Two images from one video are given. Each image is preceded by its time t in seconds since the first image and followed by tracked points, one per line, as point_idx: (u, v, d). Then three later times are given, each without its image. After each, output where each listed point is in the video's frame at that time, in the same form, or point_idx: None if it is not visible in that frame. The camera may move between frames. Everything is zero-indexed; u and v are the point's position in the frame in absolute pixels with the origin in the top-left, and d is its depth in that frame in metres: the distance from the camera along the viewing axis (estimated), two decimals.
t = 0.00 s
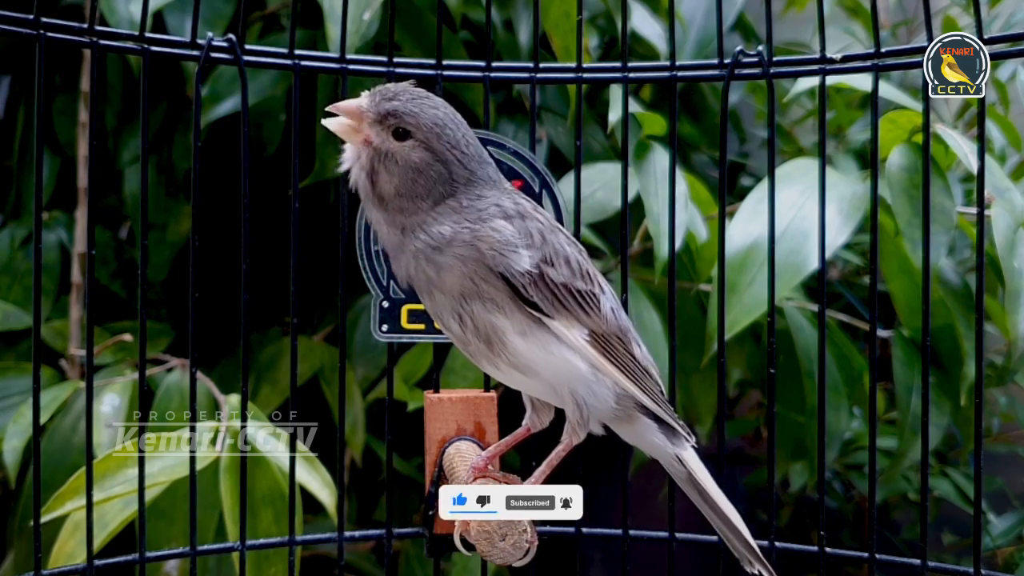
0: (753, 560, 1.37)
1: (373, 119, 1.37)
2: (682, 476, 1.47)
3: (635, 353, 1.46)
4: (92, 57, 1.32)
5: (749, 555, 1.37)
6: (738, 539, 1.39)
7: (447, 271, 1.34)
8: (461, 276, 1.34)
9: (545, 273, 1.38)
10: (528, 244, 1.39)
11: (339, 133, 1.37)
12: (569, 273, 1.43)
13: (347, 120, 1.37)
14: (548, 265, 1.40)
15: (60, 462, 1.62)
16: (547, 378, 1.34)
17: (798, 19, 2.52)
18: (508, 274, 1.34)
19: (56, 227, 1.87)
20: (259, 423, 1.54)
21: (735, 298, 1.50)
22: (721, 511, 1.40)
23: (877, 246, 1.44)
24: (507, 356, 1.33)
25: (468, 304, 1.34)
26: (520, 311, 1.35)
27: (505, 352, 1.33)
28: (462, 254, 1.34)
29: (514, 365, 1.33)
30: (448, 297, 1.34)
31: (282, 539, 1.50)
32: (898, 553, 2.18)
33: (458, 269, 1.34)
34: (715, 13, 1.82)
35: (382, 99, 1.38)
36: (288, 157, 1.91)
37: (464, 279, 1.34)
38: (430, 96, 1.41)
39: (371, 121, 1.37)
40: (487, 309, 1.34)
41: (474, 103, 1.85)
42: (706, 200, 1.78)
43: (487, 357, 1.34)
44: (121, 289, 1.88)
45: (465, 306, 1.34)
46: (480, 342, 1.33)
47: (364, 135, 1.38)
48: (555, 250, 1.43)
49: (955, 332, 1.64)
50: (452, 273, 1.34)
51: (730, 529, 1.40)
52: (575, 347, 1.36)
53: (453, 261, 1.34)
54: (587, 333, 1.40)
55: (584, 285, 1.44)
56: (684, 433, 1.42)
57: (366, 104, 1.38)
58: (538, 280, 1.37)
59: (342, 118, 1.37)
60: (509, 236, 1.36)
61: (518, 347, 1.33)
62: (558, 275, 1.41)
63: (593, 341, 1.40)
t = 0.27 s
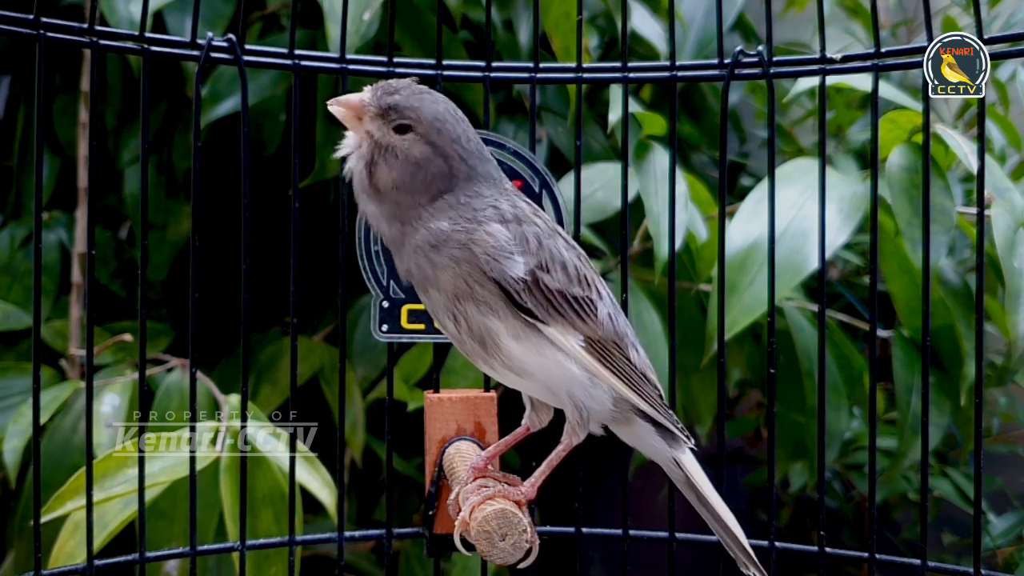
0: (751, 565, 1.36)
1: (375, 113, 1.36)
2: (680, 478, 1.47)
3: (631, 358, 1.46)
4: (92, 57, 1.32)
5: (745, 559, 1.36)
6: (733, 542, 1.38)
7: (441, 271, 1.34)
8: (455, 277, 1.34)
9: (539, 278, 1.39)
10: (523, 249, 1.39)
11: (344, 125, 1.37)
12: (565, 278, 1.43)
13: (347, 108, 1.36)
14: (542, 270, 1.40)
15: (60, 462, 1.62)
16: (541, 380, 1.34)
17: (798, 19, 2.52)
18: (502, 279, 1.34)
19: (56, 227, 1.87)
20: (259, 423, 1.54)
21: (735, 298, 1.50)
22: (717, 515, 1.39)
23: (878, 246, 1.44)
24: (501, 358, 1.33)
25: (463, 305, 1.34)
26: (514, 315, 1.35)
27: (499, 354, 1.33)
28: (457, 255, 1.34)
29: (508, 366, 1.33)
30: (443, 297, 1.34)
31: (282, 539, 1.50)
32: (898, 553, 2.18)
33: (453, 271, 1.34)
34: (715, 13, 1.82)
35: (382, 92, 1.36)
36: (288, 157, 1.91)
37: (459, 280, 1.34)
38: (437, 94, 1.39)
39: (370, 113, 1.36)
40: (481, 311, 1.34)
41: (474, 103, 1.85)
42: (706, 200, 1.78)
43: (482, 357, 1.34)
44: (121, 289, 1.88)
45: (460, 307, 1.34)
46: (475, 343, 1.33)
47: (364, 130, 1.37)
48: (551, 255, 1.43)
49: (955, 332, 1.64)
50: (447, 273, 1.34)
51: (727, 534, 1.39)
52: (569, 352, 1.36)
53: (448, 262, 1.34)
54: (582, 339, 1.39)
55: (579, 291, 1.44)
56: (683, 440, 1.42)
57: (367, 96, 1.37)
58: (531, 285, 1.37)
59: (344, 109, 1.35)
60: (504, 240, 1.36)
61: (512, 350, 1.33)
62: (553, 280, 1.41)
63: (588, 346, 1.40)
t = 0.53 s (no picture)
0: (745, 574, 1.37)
1: (379, 95, 1.47)
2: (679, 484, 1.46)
3: (628, 358, 1.44)
4: (92, 57, 1.32)
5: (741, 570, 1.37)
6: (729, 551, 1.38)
7: (432, 261, 1.35)
8: (445, 267, 1.34)
9: (532, 270, 1.38)
10: (516, 241, 1.38)
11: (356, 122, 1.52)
12: (560, 272, 1.42)
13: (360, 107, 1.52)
14: (536, 263, 1.39)
15: (60, 462, 1.62)
16: (535, 377, 1.33)
17: (798, 19, 2.52)
18: (492, 269, 1.34)
19: (56, 227, 1.87)
20: (259, 423, 1.54)
21: (735, 298, 1.50)
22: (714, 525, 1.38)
23: (878, 246, 1.44)
24: (492, 351, 1.33)
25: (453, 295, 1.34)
26: (505, 308, 1.34)
27: (490, 346, 1.33)
28: (448, 245, 1.35)
29: (500, 359, 1.33)
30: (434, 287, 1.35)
31: (282, 539, 1.50)
32: (898, 553, 2.18)
33: (443, 261, 1.35)
34: (715, 13, 1.82)
35: (384, 83, 1.47)
36: (288, 157, 1.91)
37: (449, 270, 1.34)
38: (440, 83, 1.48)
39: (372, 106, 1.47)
40: (471, 301, 1.33)
41: (474, 103, 1.85)
42: (706, 200, 1.78)
43: (475, 349, 1.34)
44: (121, 289, 1.88)
45: (450, 297, 1.34)
46: (466, 335, 1.34)
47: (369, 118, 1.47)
48: (546, 249, 1.42)
49: (955, 332, 1.64)
50: (438, 263, 1.35)
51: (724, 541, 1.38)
52: (562, 346, 1.34)
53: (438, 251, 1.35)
54: (576, 334, 1.38)
55: (574, 286, 1.43)
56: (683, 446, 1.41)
57: (371, 88, 1.48)
58: (523, 277, 1.36)
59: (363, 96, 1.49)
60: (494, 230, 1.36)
61: (502, 343, 1.32)
62: (548, 273, 1.40)
63: (583, 342, 1.38)
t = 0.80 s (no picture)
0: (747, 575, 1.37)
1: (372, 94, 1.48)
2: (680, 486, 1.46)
3: (629, 357, 1.45)
4: (92, 57, 1.32)
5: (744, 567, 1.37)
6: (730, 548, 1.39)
7: (433, 261, 1.35)
8: (446, 266, 1.35)
9: (533, 269, 1.38)
10: (517, 239, 1.39)
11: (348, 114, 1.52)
12: (561, 270, 1.42)
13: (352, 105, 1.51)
14: (537, 262, 1.40)
15: (60, 462, 1.62)
16: (537, 377, 1.33)
17: (798, 19, 2.52)
18: (494, 268, 1.34)
19: (56, 227, 1.87)
20: (259, 423, 1.54)
21: (735, 298, 1.50)
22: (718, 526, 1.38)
23: (878, 246, 1.44)
24: (494, 352, 1.33)
25: (456, 295, 1.34)
26: (507, 307, 1.35)
27: (492, 347, 1.33)
28: (449, 245, 1.35)
29: (501, 359, 1.33)
30: (435, 287, 1.35)
31: (282, 539, 1.50)
32: (898, 553, 2.18)
33: (444, 260, 1.35)
34: (715, 13, 1.82)
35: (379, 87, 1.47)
36: (288, 157, 1.91)
37: (451, 270, 1.34)
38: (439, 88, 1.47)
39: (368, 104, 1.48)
40: (473, 300, 1.34)
41: (473, 103, 1.85)
42: (706, 200, 1.78)
43: (476, 349, 1.34)
44: (121, 289, 1.88)
45: (452, 296, 1.35)
46: (468, 335, 1.34)
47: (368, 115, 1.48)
48: (547, 247, 1.42)
49: (955, 332, 1.64)
50: (439, 262, 1.35)
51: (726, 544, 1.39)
52: (563, 345, 1.35)
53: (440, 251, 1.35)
54: (578, 332, 1.39)
55: (576, 284, 1.43)
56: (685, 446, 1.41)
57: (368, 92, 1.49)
58: (524, 276, 1.37)
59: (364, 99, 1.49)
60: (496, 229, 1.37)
61: (504, 343, 1.33)
62: (548, 271, 1.40)
63: (584, 340, 1.38)
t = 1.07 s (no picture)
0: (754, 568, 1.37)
1: (359, 121, 1.39)
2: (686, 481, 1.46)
3: (632, 359, 1.44)
4: (92, 57, 1.32)
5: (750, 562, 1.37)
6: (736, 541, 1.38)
7: (438, 274, 1.35)
8: (450, 279, 1.35)
9: (534, 279, 1.38)
10: (518, 250, 1.39)
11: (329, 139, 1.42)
12: (561, 279, 1.42)
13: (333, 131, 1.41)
14: (538, 272, 1.40)
15: (60, 462, 1.62)
16: (541, 382, 1.34)
17: (798, 19, 2.52)
18: (496, 280, 1.34)
19: (56, 227, 1.87)
20: (259, 423, 1.54)
21: (735, 298, 1.50)
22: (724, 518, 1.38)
23: (878, 246, 1.44)
24: (498, 359, 1.33)
25: (460, 308, 1.34)
26: (510, 317, 1.35)
27: (496, 355, 1.33)
28: (453, 259, 1.36)
29: (506, 367, 1.33)
30: (440, 300, 1.35)
31: (283, 539, 1.50)
32: (898, 553, 2.18)
33: (448, 274, 1.35)
34: (715, 13, 1.82)
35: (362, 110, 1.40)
36: (288, 157, 1.91)
37: (455, 283, 1.35)
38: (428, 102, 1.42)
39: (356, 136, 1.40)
40: (478, 313, 1.34)
41: (473, 103, 1.85)
42: (706, 200, 1.78)
43: (481, 358, 1.34)
44: (121, 289, 1.88)
45: (457, 309, 1.34)
46: (473, 344, 1.34)
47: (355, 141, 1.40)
48: (547, 256, 1.42)
49: (955, 332, 1.64)
50: (443, 276, 1.35)
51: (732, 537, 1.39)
52: (565, 353, 1.35)
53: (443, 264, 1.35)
54: (580, 340, 1.39)
55: (577, 292, 1.43)
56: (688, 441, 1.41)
57: (353, 116, 1.40)
58: (527, 286, 1.37)
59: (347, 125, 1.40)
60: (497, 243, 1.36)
61: (508, 351, 1.33)
62: (549, 281, 1.41)
63: (586, 347, 1.39)
